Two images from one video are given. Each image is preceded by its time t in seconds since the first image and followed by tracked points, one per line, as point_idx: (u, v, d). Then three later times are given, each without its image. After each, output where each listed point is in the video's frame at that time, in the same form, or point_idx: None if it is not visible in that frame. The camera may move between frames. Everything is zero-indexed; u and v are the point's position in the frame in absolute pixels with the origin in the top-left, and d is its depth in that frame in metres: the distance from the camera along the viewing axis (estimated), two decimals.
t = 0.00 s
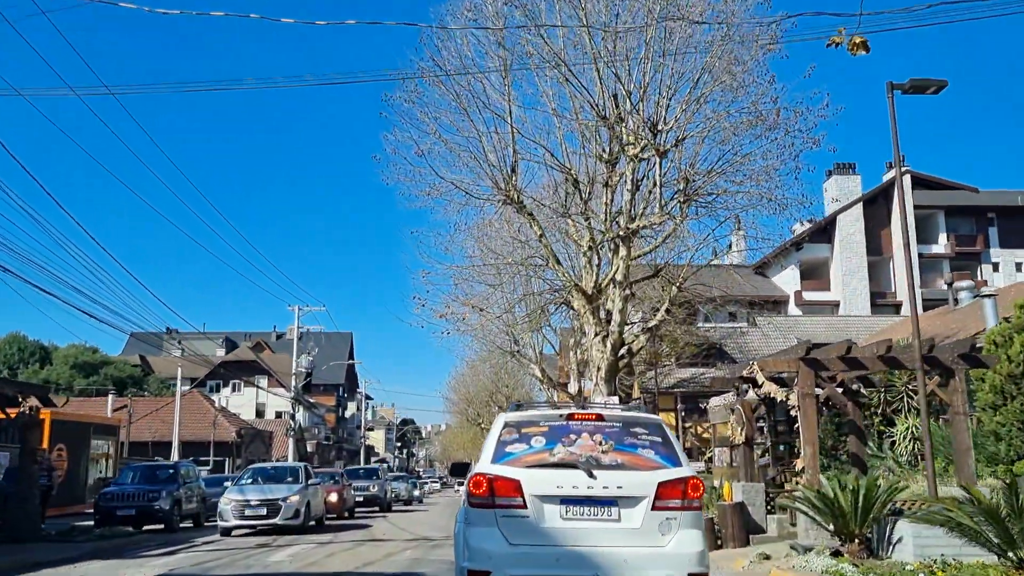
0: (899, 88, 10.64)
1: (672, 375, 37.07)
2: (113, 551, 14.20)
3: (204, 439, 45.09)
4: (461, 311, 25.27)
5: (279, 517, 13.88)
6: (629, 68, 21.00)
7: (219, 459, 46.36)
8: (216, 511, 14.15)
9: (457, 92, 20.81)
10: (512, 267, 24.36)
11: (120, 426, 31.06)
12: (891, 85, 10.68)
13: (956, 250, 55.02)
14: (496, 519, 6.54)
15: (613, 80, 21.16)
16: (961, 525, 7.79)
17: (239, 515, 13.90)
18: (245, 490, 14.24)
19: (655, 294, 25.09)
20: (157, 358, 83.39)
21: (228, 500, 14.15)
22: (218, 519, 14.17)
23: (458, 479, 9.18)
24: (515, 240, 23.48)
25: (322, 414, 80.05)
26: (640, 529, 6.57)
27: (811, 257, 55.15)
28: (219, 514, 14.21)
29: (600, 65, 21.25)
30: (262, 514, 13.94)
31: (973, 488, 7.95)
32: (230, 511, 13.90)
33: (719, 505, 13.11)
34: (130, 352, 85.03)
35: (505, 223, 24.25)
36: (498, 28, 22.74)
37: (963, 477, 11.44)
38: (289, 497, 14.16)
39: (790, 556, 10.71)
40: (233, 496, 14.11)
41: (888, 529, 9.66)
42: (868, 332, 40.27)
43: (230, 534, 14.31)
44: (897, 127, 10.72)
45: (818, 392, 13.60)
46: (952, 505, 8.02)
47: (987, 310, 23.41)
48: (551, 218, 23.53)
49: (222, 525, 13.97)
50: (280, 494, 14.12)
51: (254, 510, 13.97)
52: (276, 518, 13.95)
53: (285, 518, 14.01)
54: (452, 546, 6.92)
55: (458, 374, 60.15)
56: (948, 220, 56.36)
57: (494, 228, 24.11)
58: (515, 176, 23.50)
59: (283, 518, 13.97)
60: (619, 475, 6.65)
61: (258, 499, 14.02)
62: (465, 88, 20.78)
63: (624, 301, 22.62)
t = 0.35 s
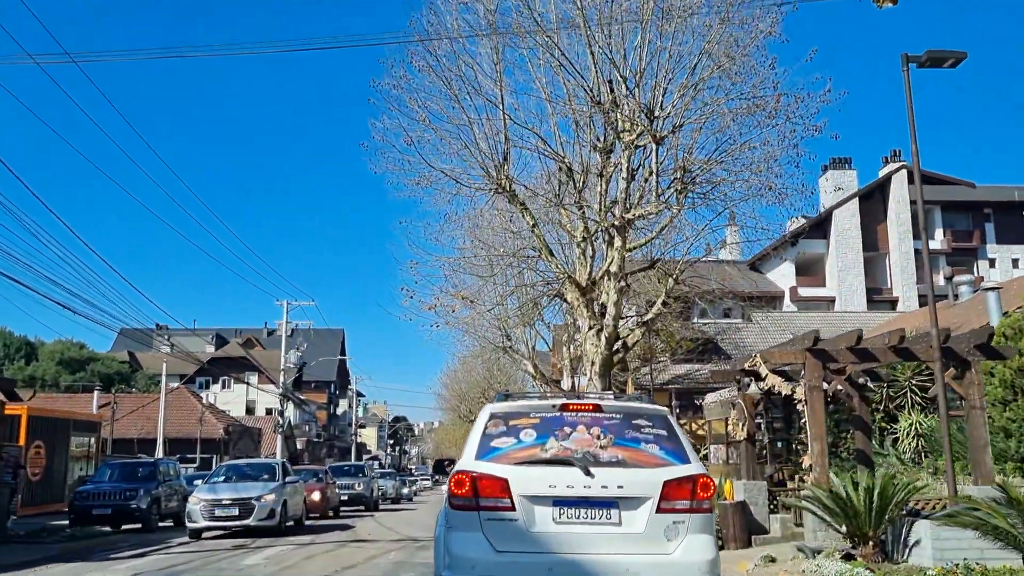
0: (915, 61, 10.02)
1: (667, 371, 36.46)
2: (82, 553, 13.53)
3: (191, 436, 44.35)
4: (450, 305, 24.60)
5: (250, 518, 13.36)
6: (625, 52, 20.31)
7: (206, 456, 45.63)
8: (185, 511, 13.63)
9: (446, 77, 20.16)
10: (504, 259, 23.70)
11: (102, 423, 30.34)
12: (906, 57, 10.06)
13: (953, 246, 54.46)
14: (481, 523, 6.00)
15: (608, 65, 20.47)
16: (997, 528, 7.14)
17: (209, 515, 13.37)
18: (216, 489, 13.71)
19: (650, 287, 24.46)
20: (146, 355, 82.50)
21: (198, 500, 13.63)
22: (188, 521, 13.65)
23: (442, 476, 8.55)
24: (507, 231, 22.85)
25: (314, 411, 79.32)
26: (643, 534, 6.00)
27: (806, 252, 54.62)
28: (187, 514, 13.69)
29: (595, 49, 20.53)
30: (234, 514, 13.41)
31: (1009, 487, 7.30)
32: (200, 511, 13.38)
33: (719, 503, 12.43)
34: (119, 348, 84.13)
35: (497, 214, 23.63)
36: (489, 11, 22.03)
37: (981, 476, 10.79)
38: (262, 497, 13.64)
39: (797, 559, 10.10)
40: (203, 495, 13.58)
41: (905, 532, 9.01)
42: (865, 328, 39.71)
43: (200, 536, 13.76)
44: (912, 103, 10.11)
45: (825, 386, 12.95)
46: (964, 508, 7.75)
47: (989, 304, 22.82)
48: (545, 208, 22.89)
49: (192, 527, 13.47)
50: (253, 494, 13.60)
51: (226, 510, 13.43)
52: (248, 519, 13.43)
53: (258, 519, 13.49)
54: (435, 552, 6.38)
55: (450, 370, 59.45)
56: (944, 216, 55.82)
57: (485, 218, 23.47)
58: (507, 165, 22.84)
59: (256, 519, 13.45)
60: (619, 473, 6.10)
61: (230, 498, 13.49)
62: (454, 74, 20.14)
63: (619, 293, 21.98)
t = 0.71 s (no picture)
0: (928, 40, 9.51)
1: (662, 368, 36.00)
2: (54, 555, 12.93)
3: (180, 434, 43.73)
4: (441, 299, 24.05)
5: (223, 520, 12.86)
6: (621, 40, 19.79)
7: (196, 455, 45.01)
8: (152, 513, 13.10)
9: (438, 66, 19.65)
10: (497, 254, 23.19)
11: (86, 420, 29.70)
12: (919, 36, 9.56)
13: (949, 244, 54.10)
14: (467, 528, 5.53)
15: (604, 54, 19.95)
16: None
17: (178, 518, 12.84)
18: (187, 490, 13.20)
19: (645, 283, 23.97)
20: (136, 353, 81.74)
21: (166, 501, 13.10)
22: (156, 523, 13.11)
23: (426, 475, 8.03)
24: (500, 224, 22.35)
25: (306, 409, 78.70)
26: (647, 540, 5.53)
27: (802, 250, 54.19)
28: (155, 517, 13.16)
29: (590, 37, 20.01)
30: (206, 516, 12.89)
31: None
32: (169, 513, 12.85)
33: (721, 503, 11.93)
34: (109, 346, 83.37)
35: (490, 206, 23.10)
36: None
37: (995, 476, 10.34)
38: (235, 498, 13.14)
39: (804, 563, 9.63)
40: (172, 496, 13.06)
41: (917, 534, 8.53)
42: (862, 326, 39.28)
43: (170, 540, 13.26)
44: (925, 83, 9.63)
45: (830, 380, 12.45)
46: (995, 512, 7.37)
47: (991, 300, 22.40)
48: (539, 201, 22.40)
49: (160, 530, 12.94)
50: (225, 494, 13.11)
51: (195, 513, 12.89)
52: (220, 521, 12.93)
53: (231, 521, 13.00)
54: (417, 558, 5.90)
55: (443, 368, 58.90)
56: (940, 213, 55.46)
57: (478, 212, 22.96)
58: (500, 156, 22.31)
59: (230, 521, 12.96)
60: (620, 473, 5.62)
61: (201, 499, 12.98)
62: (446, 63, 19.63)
63: (614, 288, 21.51)
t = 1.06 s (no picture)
0: (944, 20, 9.21)
1: (661, 368, 35.62)
2: (35, 558, 12.51)
3: (174, 434, 43.34)
4: (438, 296, 23.65)
5: (198, 526, 12.49)
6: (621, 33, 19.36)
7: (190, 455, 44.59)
8: (121, 518, 12.70)
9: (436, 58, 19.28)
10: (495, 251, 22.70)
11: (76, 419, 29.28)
12: (935, 18, 9.26)
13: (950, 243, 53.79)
14: (459, 535, 5.13)
15: (604, 45, 19.55)
16: None
17: (150, 523, 12.45)
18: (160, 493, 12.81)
19: (645, 281, 23.57)
20: (133, 352, 81.26)
21: (137, 505, 12.71)
22: (127, 529, 12.72)
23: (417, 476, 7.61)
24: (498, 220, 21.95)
25: (303, 409, 78.27)
26: (655, 547, 5.13)
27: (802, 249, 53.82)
28: (125, 521, 12.77)
29: (589, 30, 19.59)
30: (179, 522, 12.49)
31: None
32: (139, 518, 12.46)
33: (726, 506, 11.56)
34: (105, 346, 82.87)
35: (488, 202, 22.71)
36: None
37: (1010, 477, 9.97)
38: (211, 502, 12.77)
39: (813, 568, 9.25)
40: (143, 500, 12.67)
41: (934, 539, 8.13)
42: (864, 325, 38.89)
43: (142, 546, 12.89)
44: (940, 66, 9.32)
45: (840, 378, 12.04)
46: (1021, 516, 7.02)
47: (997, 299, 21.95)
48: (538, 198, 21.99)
49: (131, 536, 12.56)
50: (200, 498, 12.74)
51: (167, 518, 12.49)
52: (195, 526, 12.55)
53: (207, 526, 12.63)
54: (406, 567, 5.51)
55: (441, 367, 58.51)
56: (941, 213, 55.08)
57: (476, 207, 22.56)
58: (498, 151, 21.91)
59: (206, 526, 12.59)
60: (625, 474, 5.22)
61: (175, 503, 12.60)
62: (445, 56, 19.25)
63: (614, 285, 21.11)
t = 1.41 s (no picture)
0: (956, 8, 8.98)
1: (662, 370, 35.30)
2: (22, 563, 12.23)
3: (171, 436, 43.04)
4: (436, 296, 23.36)
5: (174, 533, 12.18)
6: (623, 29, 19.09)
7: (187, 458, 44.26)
8: (91, 523, 12.41)
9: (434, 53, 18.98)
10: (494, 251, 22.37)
11: (71, 421, 28.97)
12: (947, 6, 9.03)
13: (952, 245, 53.56)
14: (453, 540, 4.85)
15: (605, 42, 19.27)
16: None
17: (121, 529, 12.17)
18: (134, 498, 12.51)
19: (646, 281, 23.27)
20: (131, 354, 80.94)
21: (109, 510, 12.43)
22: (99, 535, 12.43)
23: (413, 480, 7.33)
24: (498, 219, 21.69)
25: (302, 411, 77.93)
26: (660, 553, 4.85)
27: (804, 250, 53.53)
28: (96, 527, 12.48)
29: (589, 26, 19.31)
30: (154, 528, 12.21)
31: None
32: (110, 524, 12.18)
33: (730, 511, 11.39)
34: (103, 348, 82.54)
35: (487, 201, 22.45)
36: None
37: None
38: (187, 508, 12.47)
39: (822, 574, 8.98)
40: (115, 504, 12.38)
41: (947, 543, 7.84)
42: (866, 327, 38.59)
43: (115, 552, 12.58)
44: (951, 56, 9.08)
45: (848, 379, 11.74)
46: None
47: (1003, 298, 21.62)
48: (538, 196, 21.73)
49: (102, 542, 12.27)
50: (176, 504, 12.43)
51: (139, 524, 12.21)
52: (170, 533, 12.24)
53: (184, 532, 12.34)
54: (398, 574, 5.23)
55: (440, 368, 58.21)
56: (943, 214, 54.76)
57: (475, 206, 22.29)
58: (498, 150, 21.68)
59: (181, 534, 12.28)
60: (630, 477, 4.95)
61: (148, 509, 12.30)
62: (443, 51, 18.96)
63: (615, 285, 20.83)
